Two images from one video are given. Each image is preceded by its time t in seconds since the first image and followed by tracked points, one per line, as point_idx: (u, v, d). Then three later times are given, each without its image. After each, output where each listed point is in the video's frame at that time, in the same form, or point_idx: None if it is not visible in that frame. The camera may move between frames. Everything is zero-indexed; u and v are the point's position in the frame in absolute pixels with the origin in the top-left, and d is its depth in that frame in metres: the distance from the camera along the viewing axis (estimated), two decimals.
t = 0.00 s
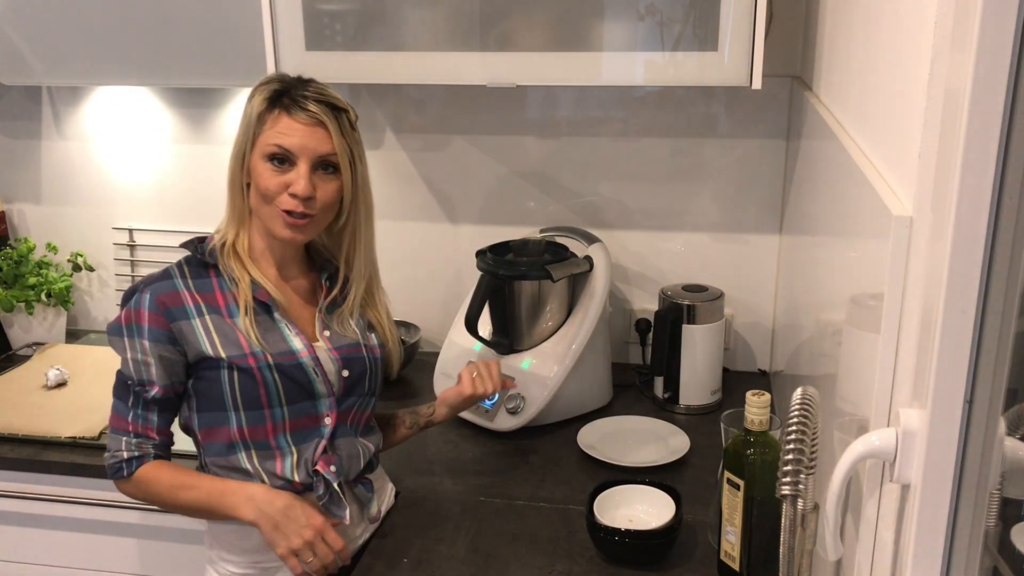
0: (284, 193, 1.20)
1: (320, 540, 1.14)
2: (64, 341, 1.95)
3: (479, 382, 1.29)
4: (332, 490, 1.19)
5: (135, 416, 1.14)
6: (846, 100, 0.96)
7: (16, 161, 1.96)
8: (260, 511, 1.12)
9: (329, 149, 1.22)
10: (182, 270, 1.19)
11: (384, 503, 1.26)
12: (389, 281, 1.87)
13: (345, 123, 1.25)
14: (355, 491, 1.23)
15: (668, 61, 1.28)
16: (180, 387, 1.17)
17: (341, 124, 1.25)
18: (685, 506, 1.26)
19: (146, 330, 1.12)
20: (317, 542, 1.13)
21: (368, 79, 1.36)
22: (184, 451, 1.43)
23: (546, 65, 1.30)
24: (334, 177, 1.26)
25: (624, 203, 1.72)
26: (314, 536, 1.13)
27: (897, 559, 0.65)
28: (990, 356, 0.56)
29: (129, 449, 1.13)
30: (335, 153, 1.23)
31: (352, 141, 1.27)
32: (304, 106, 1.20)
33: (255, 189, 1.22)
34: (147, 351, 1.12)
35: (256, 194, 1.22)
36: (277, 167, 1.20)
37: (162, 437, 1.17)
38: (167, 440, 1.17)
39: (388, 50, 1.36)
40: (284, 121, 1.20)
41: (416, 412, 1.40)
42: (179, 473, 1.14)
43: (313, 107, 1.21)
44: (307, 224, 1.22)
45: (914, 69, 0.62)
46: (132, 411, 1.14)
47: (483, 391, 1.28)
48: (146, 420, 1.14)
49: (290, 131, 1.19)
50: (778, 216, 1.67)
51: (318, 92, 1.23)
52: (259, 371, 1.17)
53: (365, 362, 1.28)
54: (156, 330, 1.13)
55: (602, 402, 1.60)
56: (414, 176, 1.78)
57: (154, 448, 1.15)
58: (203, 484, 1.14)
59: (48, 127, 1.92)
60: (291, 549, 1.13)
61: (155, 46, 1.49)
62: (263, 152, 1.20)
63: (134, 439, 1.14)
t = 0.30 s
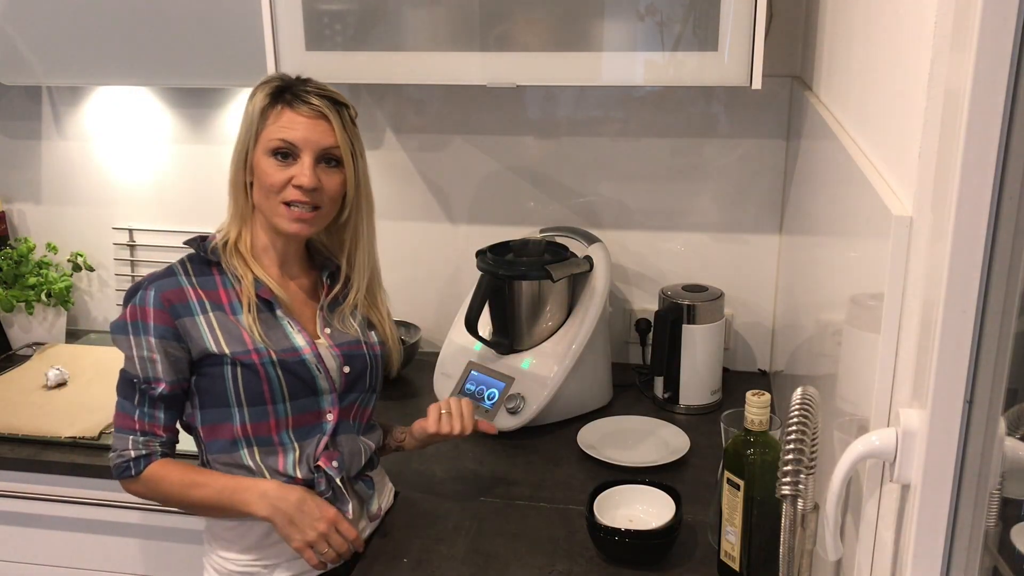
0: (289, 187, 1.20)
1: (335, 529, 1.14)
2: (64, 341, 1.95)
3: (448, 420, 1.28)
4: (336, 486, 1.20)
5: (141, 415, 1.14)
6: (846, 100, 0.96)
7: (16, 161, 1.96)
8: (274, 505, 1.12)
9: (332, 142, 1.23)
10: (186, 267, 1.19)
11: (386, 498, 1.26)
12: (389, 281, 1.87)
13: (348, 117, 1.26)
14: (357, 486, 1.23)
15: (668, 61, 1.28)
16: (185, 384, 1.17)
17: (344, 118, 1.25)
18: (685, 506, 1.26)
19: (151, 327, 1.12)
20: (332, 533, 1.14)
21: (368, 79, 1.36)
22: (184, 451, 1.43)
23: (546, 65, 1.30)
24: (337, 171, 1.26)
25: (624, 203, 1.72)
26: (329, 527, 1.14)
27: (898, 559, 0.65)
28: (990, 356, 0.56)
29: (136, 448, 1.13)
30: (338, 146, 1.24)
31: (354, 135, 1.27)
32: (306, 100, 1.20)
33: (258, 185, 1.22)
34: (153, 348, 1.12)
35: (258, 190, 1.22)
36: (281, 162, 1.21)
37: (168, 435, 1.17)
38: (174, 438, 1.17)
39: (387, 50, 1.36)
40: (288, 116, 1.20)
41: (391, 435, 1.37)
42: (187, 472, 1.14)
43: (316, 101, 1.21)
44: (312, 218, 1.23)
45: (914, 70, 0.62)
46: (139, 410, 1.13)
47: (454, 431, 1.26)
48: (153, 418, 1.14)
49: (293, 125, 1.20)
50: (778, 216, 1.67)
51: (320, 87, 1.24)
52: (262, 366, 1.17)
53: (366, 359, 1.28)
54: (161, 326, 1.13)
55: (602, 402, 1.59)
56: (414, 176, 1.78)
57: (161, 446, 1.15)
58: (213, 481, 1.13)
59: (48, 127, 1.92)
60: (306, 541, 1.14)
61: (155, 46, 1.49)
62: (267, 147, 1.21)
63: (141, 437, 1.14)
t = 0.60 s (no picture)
0: (287, 186, 1.20)
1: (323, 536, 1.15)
2: (64, 341, 1.95)
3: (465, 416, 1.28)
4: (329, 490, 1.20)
5: (136, 415, 1.14)
6: (846, 100, 0.96)
7: (16, 161, 1.96)
8: (262, 512, 1.13)
9: (330, 141, 1.23)
10: (181, 269, 1.19)
11: (384, 500, 1.26)
12: (389, 281, 1.87)
13: (345, 116, 1.26)
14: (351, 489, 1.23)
15: (668, 61, 1.28)
16: (179, 386, 1.17)
17: (341, 117, 1.25)
18: (685, 506, 1.26)
19: (145, 329, 1.13)
20: (319, 540, 1.14)
21: (368, 79, 1.36)
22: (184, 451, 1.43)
23: (547, 65, 1.30)
24: (335, 170, 1.26)
25: (624, 203, 1.72)
26: (315, 534, 1.14)
27: (898, 560, 0.65)
28: (990, 356, 0.56)
29: (131, 448, 1.14)
30: (336, 144, 1.24)
31: (352, 134, 1.28)
32: (304, 99, 1.20)
33: (256, 184, 1.22)
34: (147, 350, 1.13)
35: (257, 189, 1.22)
36: (279, 161, 1.21)
37: (164, 435, 1.18)
38: (169, 438, 1.18)
39: (388, 50, 1.36)
40: (285, 115, 1.20)
41: (403, 432, 1.37)
42: (181, 473, 1.15)
43: (314, 99, 1.22)
44: (310, 217, 1.23)
45: (914, 70, 0.62)
46: (134, 410, 1.14)
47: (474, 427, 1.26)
48: (147, 419, 1.15)
49: (291, 124, 1.20)
50: (778, 216, 1.67)
51: (317, 86, 1.24)
52: (256, 370, 1.17)
53: (362, 361, 1.28)
54: (155, 329, 1.13)
55: (602, 402, 1.60)
56: (414, 176, 1.78)
57: (156, 447, 1.16)
58: (204, 484, 1.14)
59: (49, 126, 1.92)
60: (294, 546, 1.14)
61: (155, 46, 1.49)
62: (264, 147, 1.21)
63: (135, 437, 1.15)
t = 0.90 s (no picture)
0: (290, 186, 1.20)
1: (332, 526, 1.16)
2: (64, 341, 1.95)
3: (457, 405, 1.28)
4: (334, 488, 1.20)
5: (139, 417, 1.15)
6: (846, 100, 0.96)
7: (16, 161, 1.96)
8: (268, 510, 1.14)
9: (331, 140, 1.23)
10: (182, 270, 1.19)
11: (386, 499, 1.26)
12: (389, 281, 1.87)
13: (344, 114, 1.26)
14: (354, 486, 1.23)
15: (668, 61, 1.28)
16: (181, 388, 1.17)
17: (341, 116, 1.25)
18: (685, 506, 1.26)
19: (147, 331, 1.13)
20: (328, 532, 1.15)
21: (368, 79, 1.36)
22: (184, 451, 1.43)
23: (546, 65, 1.30)
24: (336, 169, 1.26)
25: (624, 203, 1.72)
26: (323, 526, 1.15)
27: (898, 559, 0.65)
28: (990, 355, 0.56)
29: (133, 450, 1.14)
30: (337, 144, 1.24)
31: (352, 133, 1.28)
32: (305, 98, 1.21)
33: (258, 185, 1.21)
34: (148, 352, 1.13)
35: (259, 190, 1.21)
36: (281, 161, 1.21)
37: (166, 438, 1.17)
38: (171, 440, 1.18)
39: (387, 50, 1.36)
40: (287, 114, 1.20)
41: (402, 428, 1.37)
42: (182, 477, 1.15)
43: (315, 98, 1.22)
44: (313, 216, 1.23)
45: (914, 70, 0.62)
46: (135, 413, 1.14)
47: (472, 413, 1.27)
48: (149, 421, 1.15)
49: (293, 124, 1.20)
50: (778, 216, 1.67)
51: (317, 86, 1.24)
52: (258, 370, 1.17)
53: (364, 361, 1.28)
54: (156, 331, 1.13)
55: (602, 402, 1.59)
56: (414, 175, 1.78)
57: (158, 449, 1.16)
58: (206, 489, 1.14)
59: (48, 127, 1.92)
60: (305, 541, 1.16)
61: (155, 46, 1.49)
62: (266, 147, 1.20)
63: (137, 439, 1.14)
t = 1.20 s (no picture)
0: (316, 181, 1.21)
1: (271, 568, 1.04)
2: (64, 341, 1.95)
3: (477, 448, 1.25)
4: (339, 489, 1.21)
5: (154, 421, 1.17)
6: (846, 99, 0.96)
7: (16, 161, 1.96)
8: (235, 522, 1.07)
9: (349, 134, 1.26)
10: (186, 272, 1.20)
11: (388, 500, 1.27)
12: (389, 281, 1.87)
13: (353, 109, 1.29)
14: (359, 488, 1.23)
15: (668, 61, 1.28)
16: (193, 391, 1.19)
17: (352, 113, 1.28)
18: (685, 506, 1.26)
19: (154, 334, 1.14)
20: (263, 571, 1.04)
21: (368, 79, 1.36)
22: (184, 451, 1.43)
23: (546, 66, 1.30)
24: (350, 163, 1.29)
25: (623, 203, 1.72)
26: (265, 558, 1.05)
27: (897, 559, 0.65)
28: (990, 355, 0.56)
29: (147, 451, 1.17)
30: (354, 137, 1.27)
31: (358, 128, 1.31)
32: (322, 94, 1.22)
33: (279, 183, 1.20)
34: (157, 356, 1.14)
35: (279, 188, 1.21)
36: (304, 157, 1.21)
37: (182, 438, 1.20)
38: (187, 440, 1.20)
39: (387, 50, 1.36)
40: (308, 111, 1.21)
41: (415, 436, 1.36)
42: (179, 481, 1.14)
43: (331, 95, 1.24)
44: (335, 211, 1.25)
45: (914, 70, 0.62)
46: (152, 416, 1.17)
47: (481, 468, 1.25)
48: (165, 424, 1.17)
49: (314, 120, 1.21)
50: (778, 216, 1.67)
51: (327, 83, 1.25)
52: (263, 372, 1.17)
53: (369, 361, 1.27)
54: (162, 335, 1.14)
55: (602, 402, 1.60)
56: (414, 175, 1.78)
57: (174, 450, 1.18)
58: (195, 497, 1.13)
59: (48, 127, 1.92)
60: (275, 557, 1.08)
61: (155, 46, 1.49)
62: (287, 145, 1.20)
63: (151, 441, 1.17)
